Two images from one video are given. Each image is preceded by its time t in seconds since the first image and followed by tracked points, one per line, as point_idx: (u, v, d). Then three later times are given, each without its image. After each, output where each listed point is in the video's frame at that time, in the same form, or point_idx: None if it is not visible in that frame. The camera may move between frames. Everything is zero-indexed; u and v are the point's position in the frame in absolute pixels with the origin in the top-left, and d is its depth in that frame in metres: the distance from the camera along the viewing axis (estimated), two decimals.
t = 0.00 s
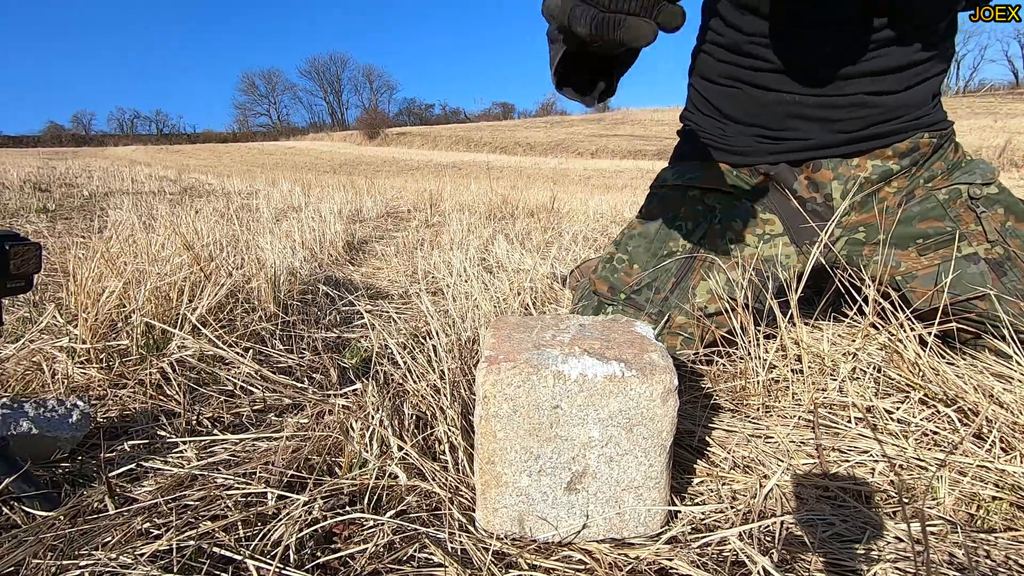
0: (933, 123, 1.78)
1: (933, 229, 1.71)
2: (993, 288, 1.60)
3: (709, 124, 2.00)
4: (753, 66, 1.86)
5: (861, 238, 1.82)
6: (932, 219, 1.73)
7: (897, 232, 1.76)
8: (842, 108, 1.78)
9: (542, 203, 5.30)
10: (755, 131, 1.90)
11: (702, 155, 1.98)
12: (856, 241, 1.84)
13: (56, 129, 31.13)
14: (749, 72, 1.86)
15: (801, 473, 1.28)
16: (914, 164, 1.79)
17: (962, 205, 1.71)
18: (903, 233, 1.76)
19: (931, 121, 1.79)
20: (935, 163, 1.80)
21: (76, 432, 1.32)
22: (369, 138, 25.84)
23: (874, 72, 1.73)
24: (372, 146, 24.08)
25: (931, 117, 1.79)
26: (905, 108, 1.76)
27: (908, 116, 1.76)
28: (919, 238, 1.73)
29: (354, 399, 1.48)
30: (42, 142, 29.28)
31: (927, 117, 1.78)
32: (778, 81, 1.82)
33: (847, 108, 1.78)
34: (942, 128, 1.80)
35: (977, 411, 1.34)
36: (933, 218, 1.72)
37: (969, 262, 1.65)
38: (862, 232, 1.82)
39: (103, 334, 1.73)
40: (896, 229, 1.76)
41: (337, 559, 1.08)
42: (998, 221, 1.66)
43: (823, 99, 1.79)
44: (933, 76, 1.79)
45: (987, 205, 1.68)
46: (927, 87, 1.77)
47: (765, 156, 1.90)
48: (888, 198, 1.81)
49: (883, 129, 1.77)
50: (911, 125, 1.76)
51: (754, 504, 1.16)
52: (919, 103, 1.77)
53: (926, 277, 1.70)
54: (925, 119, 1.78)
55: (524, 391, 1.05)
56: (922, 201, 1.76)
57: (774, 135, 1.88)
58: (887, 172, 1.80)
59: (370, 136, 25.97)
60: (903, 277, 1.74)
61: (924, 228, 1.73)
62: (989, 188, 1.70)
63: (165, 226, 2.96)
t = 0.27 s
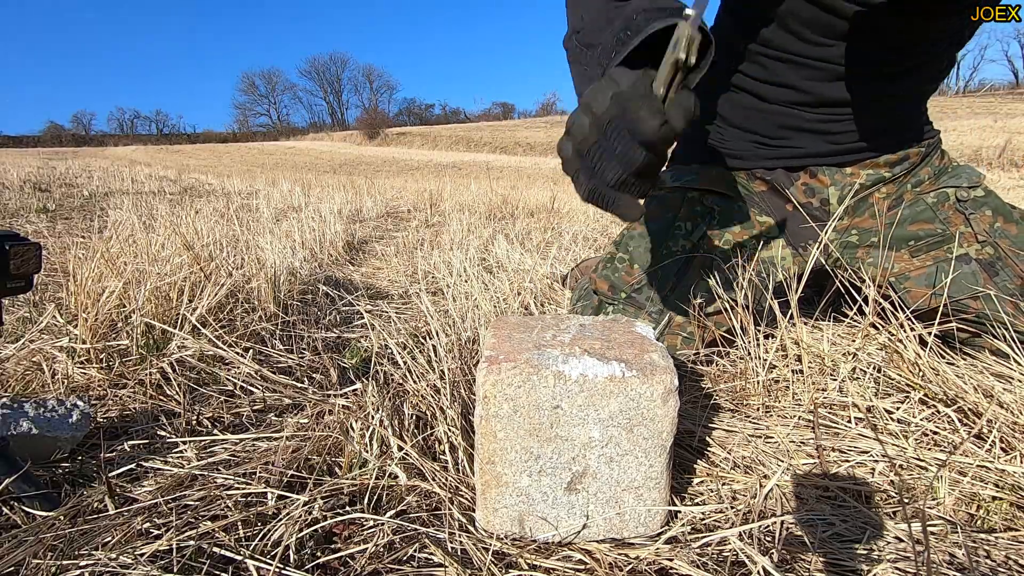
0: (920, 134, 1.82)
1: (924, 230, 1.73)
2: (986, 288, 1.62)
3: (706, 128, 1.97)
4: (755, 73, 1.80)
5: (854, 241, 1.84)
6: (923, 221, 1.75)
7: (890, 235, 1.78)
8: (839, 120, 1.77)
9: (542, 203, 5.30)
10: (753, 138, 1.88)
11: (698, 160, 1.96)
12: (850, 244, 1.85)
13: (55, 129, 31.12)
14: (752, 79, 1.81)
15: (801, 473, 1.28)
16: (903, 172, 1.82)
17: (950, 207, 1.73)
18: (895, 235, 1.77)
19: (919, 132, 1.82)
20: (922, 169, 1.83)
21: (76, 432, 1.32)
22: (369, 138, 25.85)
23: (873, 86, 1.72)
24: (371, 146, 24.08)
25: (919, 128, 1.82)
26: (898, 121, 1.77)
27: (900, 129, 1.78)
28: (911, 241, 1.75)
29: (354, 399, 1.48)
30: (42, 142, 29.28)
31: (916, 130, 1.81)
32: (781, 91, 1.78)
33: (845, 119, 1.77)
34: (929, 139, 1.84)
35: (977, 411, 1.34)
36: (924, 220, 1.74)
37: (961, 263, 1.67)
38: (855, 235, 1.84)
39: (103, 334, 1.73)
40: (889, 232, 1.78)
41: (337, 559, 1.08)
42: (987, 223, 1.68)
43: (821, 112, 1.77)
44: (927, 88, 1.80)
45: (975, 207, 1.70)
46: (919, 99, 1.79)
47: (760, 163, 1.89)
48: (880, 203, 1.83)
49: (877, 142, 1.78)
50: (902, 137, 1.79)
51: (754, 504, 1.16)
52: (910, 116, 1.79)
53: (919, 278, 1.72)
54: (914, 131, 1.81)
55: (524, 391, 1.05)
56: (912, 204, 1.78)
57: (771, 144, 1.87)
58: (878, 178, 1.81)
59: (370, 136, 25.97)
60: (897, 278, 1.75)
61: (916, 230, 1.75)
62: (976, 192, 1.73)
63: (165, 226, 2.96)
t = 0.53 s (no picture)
0: (913, 133, 1.86)
1: (920, 232, 1.76)
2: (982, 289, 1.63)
3: (702, 133, 2.04)
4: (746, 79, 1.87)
5: (851, 242, 1.84)
6: (919, 222, 1.77)
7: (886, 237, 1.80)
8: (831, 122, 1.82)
9: (542, 203, 5.30)
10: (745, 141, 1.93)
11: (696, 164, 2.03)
12: (847, 245, 1.85)
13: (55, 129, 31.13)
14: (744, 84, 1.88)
15: (801, 473, 1.28)
16: (899, 172, 1.85)
17: (947, 208, 1.75)
18: (892, 237, 1.79)
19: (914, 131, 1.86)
20: (918, 170, 1.86)
21: (77, 432, 1.32)
22: (369, 138, 25.85)
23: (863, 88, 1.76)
24: (371, 147, 24.08)
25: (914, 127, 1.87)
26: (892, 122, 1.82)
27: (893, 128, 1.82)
28: (908, 242, 1.77)
29: (354, 399, 1.48)
30: (42, 142, 29.29)
31: (909, 129, 1.86)
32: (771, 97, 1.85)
33: (836, 122, 1.82)
34: (925, 139, 1.89)
35: (977, 411, 1.34)
36: (920, 221, 1.77)
37: (957, 263, 1.69)
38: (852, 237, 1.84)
39: (103, 335, 1.73)
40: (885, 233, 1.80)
41: (337, 559, 1.08)
42: (984, 224, 1.70)
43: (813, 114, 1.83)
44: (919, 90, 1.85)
45: (971, 209, 1.73)
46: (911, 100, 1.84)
47: (755, 166, 1.93)
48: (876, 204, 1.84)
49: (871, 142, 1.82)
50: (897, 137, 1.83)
51: (754, 504, 1.16)
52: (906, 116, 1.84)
53: (916, 278, 1.73)
54: (909, 130, 1.85)
55: (523, 391, 1.05)
56: (909, 206, 1.81)
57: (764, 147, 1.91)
58: (873, 179, 1.84)
59: (370, 136, 25.97)
60: (894, 278, 1.77)
61: (912, 232, 1.77)
62: (972, 193, 1.75)
63: (165, 226, 2.96)
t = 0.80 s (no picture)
0: (911, 131, 1.88)
1: (921, 231, 1.76)
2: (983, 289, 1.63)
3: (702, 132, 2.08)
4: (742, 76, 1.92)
5: (851, 241, 1.85)
6: (920, 222, 1.78)
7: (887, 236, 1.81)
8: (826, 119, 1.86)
9: (542, 203, 5.30)
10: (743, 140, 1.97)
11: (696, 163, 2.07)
12: (847, 244, 1.86)
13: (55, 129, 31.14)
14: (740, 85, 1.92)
15: (801, 473, 1.28)
16: (900, 171, 1.86)
17: (948, 208, 1.76)
18: (894, 236, 1.80)
19: (913, 129, 1.88)
20: (920, 169, 1.87)
21: (77, 432, 1.32)
22: (369, 138, 25.85)
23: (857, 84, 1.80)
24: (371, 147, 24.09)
25: (913, 126, 1.88)
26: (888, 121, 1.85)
27: (889, 126, 1.85)
28: (908, 242, 1.78)
29: (354, 399, 1.48)
30: (42, 142, 29.30)
31: (906, 127, 1.88)
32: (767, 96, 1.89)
33: (832, 119, 1.86)
34: (925, 137, 1.90)
35: (977, 411, 1.34)
36: (921, 221, 1.78)
37: (959, 263, 1.68)
38: (852, 236, 1.86)
39: (103, 335, 1.73)
40: (886, 232, 1.81)
41: (337, 559, 1.08)
42: (985, 223, 1.70)
43: (808, 111, 1.87)
44: (917, 89, 1.87)
45: (972, 208, 1.73)
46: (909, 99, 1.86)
47: (753, 164, 1.97)
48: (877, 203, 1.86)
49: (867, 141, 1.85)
50: (894, 135, 1.85)
51: (754, 504, 1.16)
52: (904, 114, 1.86)
53: (917, 278, 1.73)
54: (907, 128, 1.87)
55: (524, 391, 1.05)
56: (910, 205, 1.82)
57: (763, 145, 1.94)
58: (873, 178, 1.86)
59: (370, 136, 25.97)
60: (894, 278, 1.76)
61: (913, 231, 1.77)
62: (974, 193, 1.76)
63: (165, 226, 2.96)
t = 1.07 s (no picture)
0: (911, 131, 1.90)
1: (923, 231, 1.76)
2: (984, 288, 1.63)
3: (702, 132, 2.06)
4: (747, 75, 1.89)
5: (852, 241, 1.85)
6: (921, 221, 1.78)
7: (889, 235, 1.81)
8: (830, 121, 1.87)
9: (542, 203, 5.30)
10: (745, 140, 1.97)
11: (697, 162, 2.06)
12: (848, 244, 1.86)
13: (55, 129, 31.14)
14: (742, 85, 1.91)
15: (801, 473, 1.28)
16: (901, 171, 1.89)
17: (949, 208, 1.78)
18: (895, 235, 1.80)
19: (913, 129, 1.90)
20: (920, 169, 1.90)
21: (77, 432, 1.32)
22: (369, 138, 25.85)
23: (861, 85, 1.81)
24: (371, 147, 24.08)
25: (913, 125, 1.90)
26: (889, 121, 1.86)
27: (890, 127, 1.87)
28: (909, 241, 1.78)
29: (354, 399, 1.48)
30: (42, 142, 29.30)
31: (907, 127, 1.90)
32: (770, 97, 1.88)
33: (835, 120, 1.86)
34: (923, 137, 1.92)
35: (977, 411, 1.34)
36: (922, 220, 1.78)
37: (960, 263, 1.68)
38: (853, 236, 1.86)
39: (103, 334, 1.73)
40: (888, 232, 1.81)
41: (337, 559, 1.08)
42: (986, 223, 1.71)
43: (811, 112, 1.87)
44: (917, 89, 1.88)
45: (974, 208, 1.75)
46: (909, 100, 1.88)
47: (755, 164, 1.97)
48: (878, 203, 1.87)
49: (869, 141, 1.87)
50: (895, 135, 1.87)
51: (754, 504, 1.16)
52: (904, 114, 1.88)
53: (917, 278, 1.72)
54: (907, 128, 1.89)
55: (524, 391, 1.05)
56: (910, 205, 1.83)
57: (765, 146, 1.94)
58: (875, 178, 1.87)
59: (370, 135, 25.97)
60: (895, 278, 1.76)
61: (914, 231, 1.77)
62: (975, 192, 1.78)
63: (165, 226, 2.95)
